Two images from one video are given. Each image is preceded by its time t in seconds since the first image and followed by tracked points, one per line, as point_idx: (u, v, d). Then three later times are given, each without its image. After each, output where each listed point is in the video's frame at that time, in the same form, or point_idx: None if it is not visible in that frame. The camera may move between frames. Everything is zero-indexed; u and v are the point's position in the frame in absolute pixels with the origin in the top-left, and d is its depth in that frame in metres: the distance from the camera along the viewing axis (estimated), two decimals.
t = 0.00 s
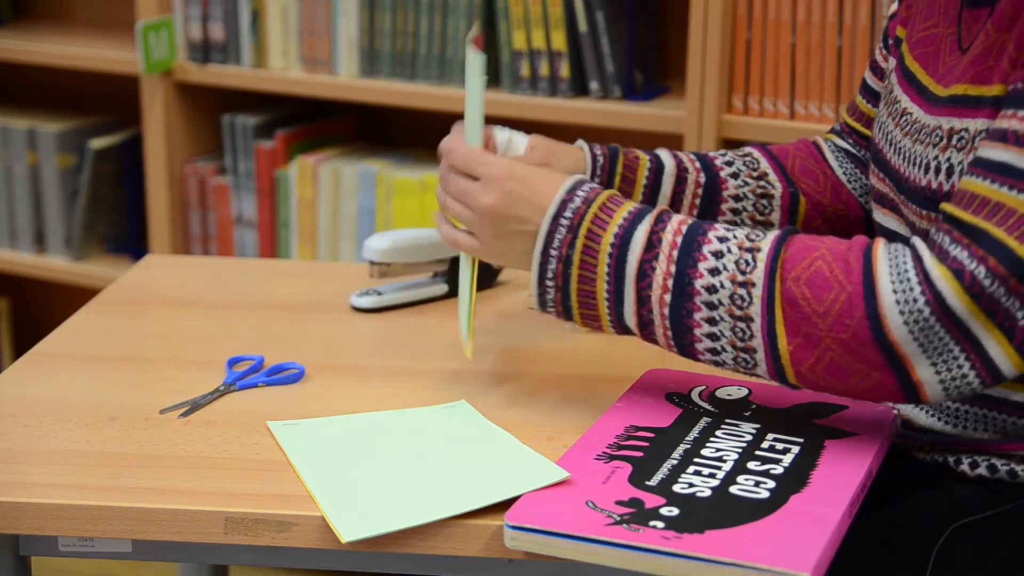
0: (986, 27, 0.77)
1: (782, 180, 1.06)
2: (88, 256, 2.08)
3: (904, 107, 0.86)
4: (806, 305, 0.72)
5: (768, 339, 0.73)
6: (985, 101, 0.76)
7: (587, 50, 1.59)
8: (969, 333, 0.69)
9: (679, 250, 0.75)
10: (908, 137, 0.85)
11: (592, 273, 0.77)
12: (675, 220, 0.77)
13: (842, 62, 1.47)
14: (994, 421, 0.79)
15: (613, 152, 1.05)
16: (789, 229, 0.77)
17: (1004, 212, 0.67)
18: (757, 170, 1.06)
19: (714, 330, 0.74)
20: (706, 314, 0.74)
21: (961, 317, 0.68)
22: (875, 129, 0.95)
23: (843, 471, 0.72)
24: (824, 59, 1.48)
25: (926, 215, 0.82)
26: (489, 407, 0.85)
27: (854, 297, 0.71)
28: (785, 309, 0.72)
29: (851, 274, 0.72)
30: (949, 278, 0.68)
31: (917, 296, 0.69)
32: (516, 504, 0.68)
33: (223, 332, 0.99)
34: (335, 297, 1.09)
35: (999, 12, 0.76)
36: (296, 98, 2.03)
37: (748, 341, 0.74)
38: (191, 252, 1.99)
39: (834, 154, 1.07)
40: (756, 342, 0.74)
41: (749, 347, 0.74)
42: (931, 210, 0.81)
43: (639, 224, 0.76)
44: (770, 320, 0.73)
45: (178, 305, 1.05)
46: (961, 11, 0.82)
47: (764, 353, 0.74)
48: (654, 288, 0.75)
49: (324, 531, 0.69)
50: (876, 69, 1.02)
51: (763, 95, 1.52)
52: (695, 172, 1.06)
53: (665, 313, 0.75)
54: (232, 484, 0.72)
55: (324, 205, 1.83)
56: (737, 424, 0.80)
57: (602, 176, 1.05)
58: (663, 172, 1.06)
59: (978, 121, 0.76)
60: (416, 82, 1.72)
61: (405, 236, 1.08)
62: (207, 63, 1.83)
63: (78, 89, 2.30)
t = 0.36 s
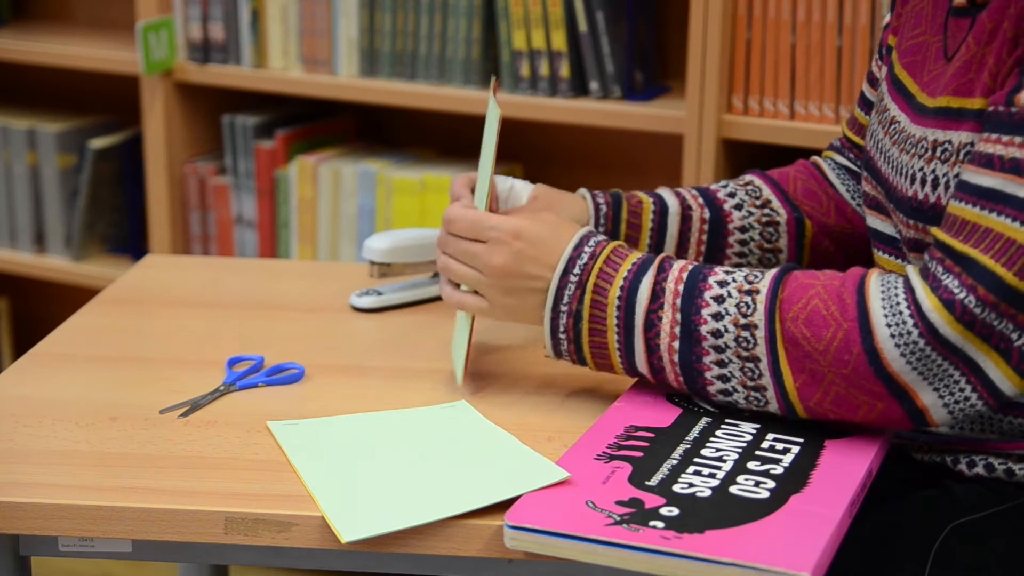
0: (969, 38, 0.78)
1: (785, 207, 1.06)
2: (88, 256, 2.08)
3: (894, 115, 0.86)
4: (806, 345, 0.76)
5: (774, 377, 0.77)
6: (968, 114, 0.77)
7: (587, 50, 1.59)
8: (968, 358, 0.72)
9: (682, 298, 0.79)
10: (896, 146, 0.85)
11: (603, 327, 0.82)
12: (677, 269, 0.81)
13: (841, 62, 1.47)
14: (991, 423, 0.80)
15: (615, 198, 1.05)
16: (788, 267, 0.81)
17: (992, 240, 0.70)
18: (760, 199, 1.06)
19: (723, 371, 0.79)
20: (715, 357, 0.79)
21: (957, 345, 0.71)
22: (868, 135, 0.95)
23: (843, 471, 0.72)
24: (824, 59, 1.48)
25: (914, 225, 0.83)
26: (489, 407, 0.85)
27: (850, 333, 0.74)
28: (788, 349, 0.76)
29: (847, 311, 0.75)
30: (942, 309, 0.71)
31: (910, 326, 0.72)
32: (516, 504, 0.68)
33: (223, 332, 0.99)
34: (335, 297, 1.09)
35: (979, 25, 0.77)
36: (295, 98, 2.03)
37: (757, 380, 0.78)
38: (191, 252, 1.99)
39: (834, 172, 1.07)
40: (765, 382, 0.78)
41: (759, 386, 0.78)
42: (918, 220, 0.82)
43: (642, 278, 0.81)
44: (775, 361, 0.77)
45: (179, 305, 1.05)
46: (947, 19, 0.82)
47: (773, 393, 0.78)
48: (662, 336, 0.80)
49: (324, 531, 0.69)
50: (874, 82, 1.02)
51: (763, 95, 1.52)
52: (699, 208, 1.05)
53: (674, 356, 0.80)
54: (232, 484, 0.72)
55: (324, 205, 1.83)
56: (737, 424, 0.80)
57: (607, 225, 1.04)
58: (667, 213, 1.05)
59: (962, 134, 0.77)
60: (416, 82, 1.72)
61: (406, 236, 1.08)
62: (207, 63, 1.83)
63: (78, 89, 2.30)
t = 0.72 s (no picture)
0: (961, 39, 0.78)
1: (776, 225, 1.05)
2: (88, 256, 2.08)
3: (889, 117, 0.86)
4: (792, 361, 0.76)
5: (763, 407, 0.77)
6: (960, 115, 0.77)
7: (587, 50, 1.59)
8: (956, 357, 0.72)
9: (664, 334, 0.80)
10: (892, 147, 0.85)
11: (591, 377, 0.82)
12: (657, 304, 0.82)
13: (841, 62, 1.47)
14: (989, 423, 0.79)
15: (603, 237, 1.04)
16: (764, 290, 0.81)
17: (974, 232, 0.70)
18: (749, 219, 1.06)
19: (712, 399, 0.79)
20: (701, 390, 0.79)
21: (943, 342, 0.71)
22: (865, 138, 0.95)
23: (842, 470, 0.72)
24: (824, 59, 1.48)
25: (910, 226, 0.83)
26: (489, 407, 0.85)
27: (834, 342, 0.75)
28: (775, 367, 0.77)
29: (827, 321, 0.76)
30: (925, 306, 0.71)
31: (894, 326, 0.73)
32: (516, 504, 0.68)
33: (223, 332, 0.99)
34: (334, 297, 1.09)
35: (971, 25, 0.77)
36: (296, 98, 2.03)
37: (746, 406, 0.78)
38: (191, 252, 1.99)
39: (822, 176, 1.07)
40: (755, 407, 0.78)
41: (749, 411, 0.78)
42: (913, 222, 0.82)
43: (625, 317, 0.82)
44: (763, 384, 0.77)
45: (179, 305, 1.05)
46: (941, 19, 0.82)
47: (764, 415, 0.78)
48: (649, 375, 0.81)
49: (324, 531, 0.69)
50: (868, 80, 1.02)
51: (763, 95, 1.52)
52: (690, 237, 1.05)
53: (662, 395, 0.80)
54: (231, 484, 0.72)
55: (324, 205, 1.83)
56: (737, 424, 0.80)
57: (599, 267, 1.04)
58: (658, 244, 1.05)
59: (954, 135, 0.77)
60: (416, 82, 1.72)
61: (405, 236, 1.08)
62: (208, 63, 1.83)
63: (78, 89, 2.30)
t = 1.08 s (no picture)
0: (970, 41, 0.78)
1: (795, 224, 1.04)
2: (88, 257, 2.07)
3: (895, 117, 0.86)
4: (807, 361, 0.75)
5: (777, 406, 0.77)
6: (969, 117, 0.77)
7: (587, 50, 1.59)
8: (970, 362, 0.72)
9: (679, 332, 0.79)
10: (899, 148, 0.84)
11: (603, 373, 0.81)
12: (672, 301, 0.81)
13: (841, 62, 1.47)
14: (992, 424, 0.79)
15: (620, 237, 1.02)
16: (781, 288, 0.81)
17: (992, 240, 0.70)
18: (769, 218, 1.04)
19: (724, 399, 0.78)
20: (713, 388, 0.79)
21: (958, 347, 0.71)
22: (870, 139, 0.95)
23: (843, 470, 0.72)
24: (824, 59, 1.48)
25: (915, 227, 0.82)
26: (489, 407, 0.85)
27: (850, 343, 0.74)
28: (789, 367, 0.76)
29: (844, 321, 0.75)
30: (941, 312, 0.71)
31: (910, 330, 0.72)
32: (516, 504, 0.68)
33: (223, 332, 0.99)
34: (334, 297, 1.09)
35: (981, 27, 0.77)
36: (296, 98, 2.03)
37: (759, 406, 0.78)
38: (191, 252, 1.99)
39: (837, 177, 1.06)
40: (767, 406, 0.77)
41: (762, 411, 0.78)
42: (919, 223, 0.82)
43: (640, 313, 0.81)
44: (776, 383, 0.77)
45: (179, 306, 1.05)
46: (949, 21, 0.82)
47: (776, 414, 0.77)
48: (662, 373, 0.80)
49: (324, 531, 0.69)
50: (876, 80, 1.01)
51: (763, 95, 1.52)
52: (710, 237, 1.03)
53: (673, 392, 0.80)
54: (231, 483, 0.72)
55: (324, 205, 1.83)
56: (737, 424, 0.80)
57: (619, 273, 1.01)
58: (678, 246, 1.03)
59: (962, 137, 0.77)
60: (416, 82, 1.72)
61: (406, 237, 1.08)
62: (208, 63, 1.83)
63: (78, 89, 2.30)
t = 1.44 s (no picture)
0: (994, 38, 0.78)
1: (809, 180, 1.06)
2: (88, 257, 2.07)
3: (911, 110, 0.85)
4: (843, 341, 0.71)
5: (806, 378, 0.73)
6: (992, 114, 0.77)
7: (587, 50, 1.59)
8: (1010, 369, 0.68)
9: (711, 290, 0.75)
10: (916, 142, 0.84)
11: (628, 328, 0.77)
12: (707, 258, 0.77)
13: (842, 62, 1.47)
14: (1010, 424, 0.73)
15: (641, 147, 1.05)
16: (824, 263, 0.77)
17: None
18: (786, 168, 1.06)
19: (754, 366, 0.74)
20: (744, 350, 0.74)
21: (1001, 351, 0.67)
22: (885, 129, 0.94)
23: (843, 471, 0.72)
24: (824, 59, 1.48)
25: (931, 222, 0.82)
26: (489, 407, 0.85)
27: (891, 330, 0.70)
28: (823, 345, 0.72)
29: (887, 305, 0.71)
30: (987, 314, 0.67)
31: (953, 329, 0.69)
32: (516, 504, 0.68)
33: (223, 332, 0.99)
34: (334, 297, 1.09)
35: (1006, 22, 0.77)
36: (296, 98, 2.03)
37: (790, 375, 0.73)
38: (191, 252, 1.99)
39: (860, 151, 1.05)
40: (798, 376, 0.73)
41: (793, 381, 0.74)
42: (937, 217, 0.81)
43: (672, 265, 0.77)
44: (810, 355, 0.72)
45: (180, 306, 1.05)
46: (968, 13, 0.81)
47: (806, 386, 0.73)
48: (689, 331, 0.75)
49: (324, 531, 0.69)
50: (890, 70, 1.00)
51: (763, 95, 1.52)
52: (725, 170, 1.05)
53: (703, 349, 0.75)
54: (231, 483, 0.73)
55: (324, 205, 1.83)
56: (737, 424, 0.80)
57: (629, 178, 1.05)
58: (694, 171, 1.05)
59: (984, 133, 0.77)
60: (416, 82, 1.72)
61: (406, 237, 1.08)
62: (208, 63, 1.83)
63: (78, 89, 2.30)
